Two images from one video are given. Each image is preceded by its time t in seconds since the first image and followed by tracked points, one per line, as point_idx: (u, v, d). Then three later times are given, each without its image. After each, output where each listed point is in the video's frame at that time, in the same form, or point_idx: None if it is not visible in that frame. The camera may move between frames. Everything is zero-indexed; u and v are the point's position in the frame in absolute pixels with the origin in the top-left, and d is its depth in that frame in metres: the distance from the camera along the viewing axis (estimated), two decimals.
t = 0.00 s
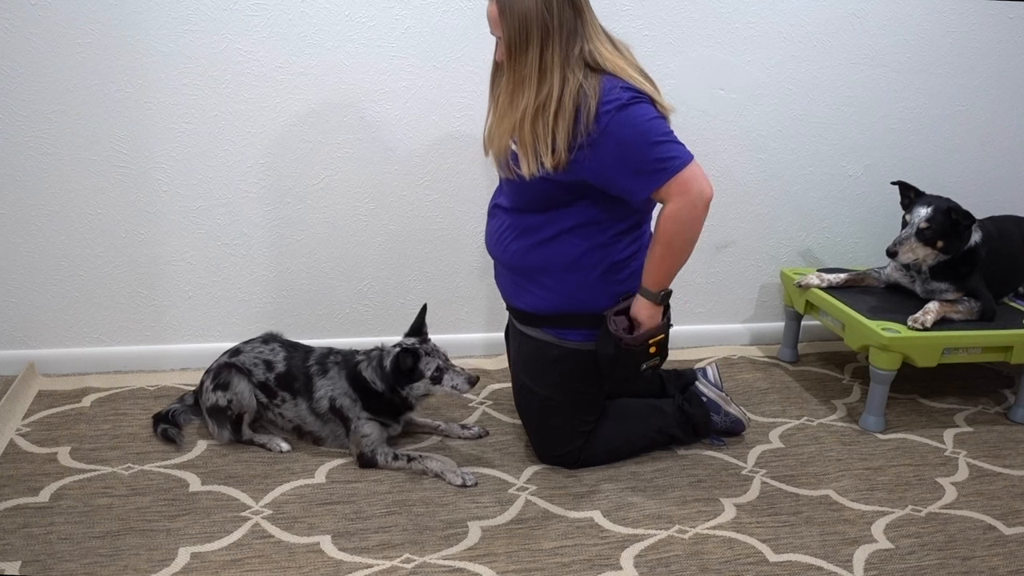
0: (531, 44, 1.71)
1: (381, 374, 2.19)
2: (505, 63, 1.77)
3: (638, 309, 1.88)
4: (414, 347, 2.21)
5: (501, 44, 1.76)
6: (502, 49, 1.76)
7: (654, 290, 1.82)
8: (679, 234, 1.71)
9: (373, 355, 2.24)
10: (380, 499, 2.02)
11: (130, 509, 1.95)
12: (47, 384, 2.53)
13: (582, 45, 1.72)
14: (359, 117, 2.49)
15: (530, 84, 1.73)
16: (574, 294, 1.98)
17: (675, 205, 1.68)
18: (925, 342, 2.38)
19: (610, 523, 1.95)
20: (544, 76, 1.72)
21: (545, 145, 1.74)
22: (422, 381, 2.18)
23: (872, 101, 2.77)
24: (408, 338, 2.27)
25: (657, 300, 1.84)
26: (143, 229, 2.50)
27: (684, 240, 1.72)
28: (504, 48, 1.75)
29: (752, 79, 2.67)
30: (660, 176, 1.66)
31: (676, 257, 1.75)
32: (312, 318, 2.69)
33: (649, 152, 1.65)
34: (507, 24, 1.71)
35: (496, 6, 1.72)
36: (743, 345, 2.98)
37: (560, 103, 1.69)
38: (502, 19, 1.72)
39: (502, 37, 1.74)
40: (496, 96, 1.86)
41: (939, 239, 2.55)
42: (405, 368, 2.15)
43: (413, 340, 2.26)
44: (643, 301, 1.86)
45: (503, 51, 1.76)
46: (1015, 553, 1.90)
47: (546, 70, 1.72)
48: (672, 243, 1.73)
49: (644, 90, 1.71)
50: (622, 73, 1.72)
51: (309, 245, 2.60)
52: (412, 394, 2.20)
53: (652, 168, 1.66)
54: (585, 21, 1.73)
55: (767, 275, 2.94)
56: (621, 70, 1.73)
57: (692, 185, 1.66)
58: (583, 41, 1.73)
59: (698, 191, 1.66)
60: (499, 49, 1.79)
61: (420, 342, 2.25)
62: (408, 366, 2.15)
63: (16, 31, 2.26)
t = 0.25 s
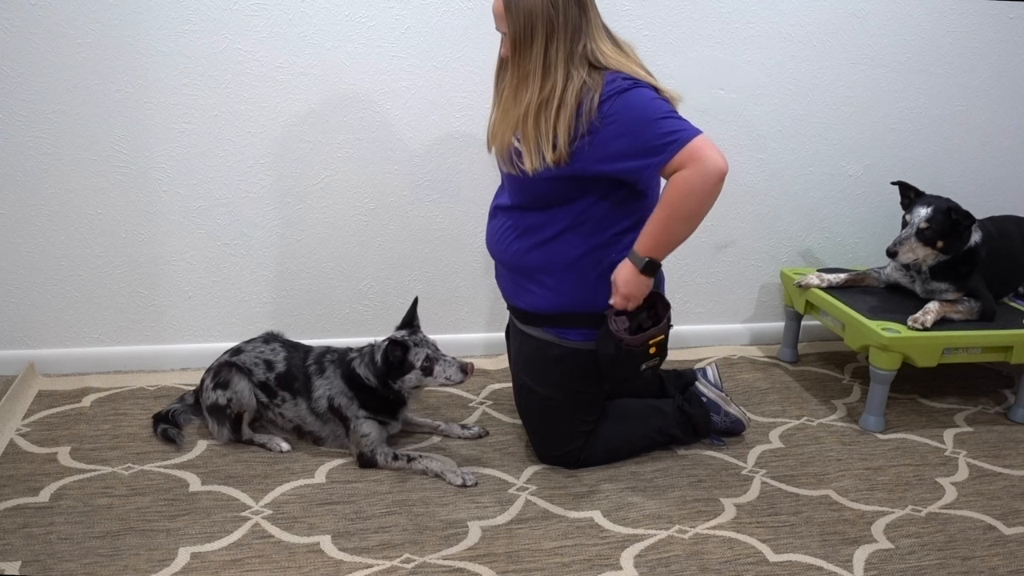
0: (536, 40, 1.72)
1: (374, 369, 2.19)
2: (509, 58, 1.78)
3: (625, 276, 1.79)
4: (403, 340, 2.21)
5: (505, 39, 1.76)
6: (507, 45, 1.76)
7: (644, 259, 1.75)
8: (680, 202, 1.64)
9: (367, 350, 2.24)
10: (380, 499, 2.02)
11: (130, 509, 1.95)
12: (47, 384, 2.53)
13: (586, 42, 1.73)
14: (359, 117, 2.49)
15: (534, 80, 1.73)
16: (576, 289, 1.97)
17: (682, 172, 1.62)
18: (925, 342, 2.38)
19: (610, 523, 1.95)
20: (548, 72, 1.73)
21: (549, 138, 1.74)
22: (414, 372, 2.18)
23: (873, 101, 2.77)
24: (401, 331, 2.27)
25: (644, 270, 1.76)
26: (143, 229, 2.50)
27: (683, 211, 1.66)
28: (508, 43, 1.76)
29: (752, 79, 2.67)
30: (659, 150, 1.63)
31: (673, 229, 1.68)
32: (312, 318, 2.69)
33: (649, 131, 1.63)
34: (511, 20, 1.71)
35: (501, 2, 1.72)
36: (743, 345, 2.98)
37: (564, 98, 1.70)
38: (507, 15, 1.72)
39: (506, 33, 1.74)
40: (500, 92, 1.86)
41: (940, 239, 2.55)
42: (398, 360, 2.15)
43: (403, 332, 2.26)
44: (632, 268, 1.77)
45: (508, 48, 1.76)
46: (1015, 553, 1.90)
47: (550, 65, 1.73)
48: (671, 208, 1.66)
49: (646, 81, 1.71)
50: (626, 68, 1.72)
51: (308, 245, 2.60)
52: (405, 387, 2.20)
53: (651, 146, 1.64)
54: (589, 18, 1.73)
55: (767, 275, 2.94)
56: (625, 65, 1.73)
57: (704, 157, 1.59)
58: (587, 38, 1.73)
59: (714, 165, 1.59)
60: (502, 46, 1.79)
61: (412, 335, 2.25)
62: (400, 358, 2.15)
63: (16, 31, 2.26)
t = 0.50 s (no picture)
0: (542, 37, 1.73)
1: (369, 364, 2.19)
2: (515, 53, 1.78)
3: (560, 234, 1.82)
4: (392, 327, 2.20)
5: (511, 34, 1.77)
6: (513, 39, 1.77)
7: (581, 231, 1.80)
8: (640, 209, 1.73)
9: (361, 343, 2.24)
10: (380, 499, 2.02)
11: (130, 508, 1.95)
12: (47, 384, 2.53)
13: (592, 40, 1.74)
14: (359, 117, 2.49)
15: (538, 75, 1.74)
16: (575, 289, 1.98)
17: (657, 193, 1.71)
18: (925, 342, 2.38)
19: (610, 523, 1.95)
20: (553, 68, 1.73)
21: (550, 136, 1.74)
22: (407, 357, 2.16)
23: (873, 101, 2.77)
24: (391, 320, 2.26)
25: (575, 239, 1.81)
26: (143, 229, 2.50)
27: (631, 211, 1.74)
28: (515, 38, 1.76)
29: (753, 79, 2.67)
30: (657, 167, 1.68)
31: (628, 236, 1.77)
32: (312, 318, 2.69)
33: (650, 148, 1.67)
34: (518, 15, 1.72)
35: None
36: (743, 345, 2.98)
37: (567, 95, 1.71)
38: (514, 10, 1.72)
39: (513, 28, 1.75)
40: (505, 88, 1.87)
41: (940, 239, 2.55)
42: (389, 345, 2.14)
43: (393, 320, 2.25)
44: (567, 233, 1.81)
45: (514, 43, 1.77)
46: (1015, 553, 1.90)
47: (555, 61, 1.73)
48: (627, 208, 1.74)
49: (649, 90, 1.73)
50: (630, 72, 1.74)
51: (308, 245, 2.60)
52: (401, 375, 2.19)
53: (651, 164, 1.68)
54: (596, 16, 1.74)
55: (767, 275, 2.94)
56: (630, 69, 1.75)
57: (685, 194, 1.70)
58: (593, 36, 1.74)
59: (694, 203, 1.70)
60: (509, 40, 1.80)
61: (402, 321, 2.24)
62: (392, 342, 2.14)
63: (17, 31, 2.26)
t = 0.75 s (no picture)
0: (546, 34, 1.72)
1: (367, 359, 2.19)
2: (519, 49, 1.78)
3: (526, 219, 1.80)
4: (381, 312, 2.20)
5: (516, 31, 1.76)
6: (517, 36, 1.76)
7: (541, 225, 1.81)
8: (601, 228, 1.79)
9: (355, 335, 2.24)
10: (380, 499, 2.02)
11: (130, 509, 1.95)
12: (47, 384, 2.53)
13: (596, 40, 1.74)
14: (359, 117, 2.49)
15: (542, 73, 1.74)
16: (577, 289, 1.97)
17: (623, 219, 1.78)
18: (925, 342, 2.38)
19: (610, 523, 1.95)
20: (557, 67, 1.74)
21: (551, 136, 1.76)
22: (398, 338, 2.16)
23: (873, 100, 2.77)
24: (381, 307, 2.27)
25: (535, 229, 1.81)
26: (143, 229, 2.50)
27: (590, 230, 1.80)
28: (519, 35, 1.76)
29: (753, 79, 2.67)
30: (639, 197, 1.74)
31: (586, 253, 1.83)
32: (312, 318, 2.69)
33: (637, 175, 1.72)
34: (523, 11, 1.71)
35: None
36: (743, 345, 2.98)
37: (569, 96, 1.72)
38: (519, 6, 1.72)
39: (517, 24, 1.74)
40: (510, 84, 1.87)
41: (939, 239, 2.55)
42: (379, 327, 2.14)
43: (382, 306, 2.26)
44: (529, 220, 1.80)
45: (518, 39, 1.77)
46: (1015, 553, 1.90)
47: (559, 60, 1.73)
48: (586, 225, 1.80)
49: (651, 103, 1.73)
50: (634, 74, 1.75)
51: (309, 245, 2.60)
52: (394, 359, 2.19)
53: (635, 192, 1.74)
54: (602, 14, 1.73)
55: (767, 275, 2.94)
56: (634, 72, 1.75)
57: (649, 230, 1.79)
58: (598, 35, 1.74)
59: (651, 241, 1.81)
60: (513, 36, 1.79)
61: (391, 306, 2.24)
62: (381, 324, 2.14)
63: (17, 31, 2.26)
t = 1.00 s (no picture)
0: (541, 35, 1.72)
1: (365, 357, 2.19)
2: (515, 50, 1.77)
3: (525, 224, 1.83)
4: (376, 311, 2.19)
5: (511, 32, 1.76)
6: (512, 36, 1.76)
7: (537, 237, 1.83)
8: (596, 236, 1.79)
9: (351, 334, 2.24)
10: (380, 499, 2.02)
11: (130, 509, 1.95)
12: (47, 384, 2.53)
13: (590, 41, 1.73)
14: (359, 117, 2.49)
15: (537, 74, 1.74)
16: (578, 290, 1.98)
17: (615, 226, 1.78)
18: (925, 342, 2.38)
19: (610, 523, 1.95)
20: (552, 69, 1.73)
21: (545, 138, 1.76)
22: (392, 334, 2.16)
23: (873, 101, 2.77)
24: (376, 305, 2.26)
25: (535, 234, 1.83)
26: (143, 229, 2.50)
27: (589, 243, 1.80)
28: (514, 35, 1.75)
29: (753, 79, 2.67)
30: (629, 204, 1.75)
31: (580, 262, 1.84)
32: (312, 318, 2.69)
33: (626, 183, 1.72)
34: (518, 13, 1.71)
35: None
36: (743, 345, 2.98)
37: (564, 98, 1.72)
38: (514, 7, 1.71)
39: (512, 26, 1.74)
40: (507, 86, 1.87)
41: (939, 239, 2.55)
42: (372, 325, 2.13)
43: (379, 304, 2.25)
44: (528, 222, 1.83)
45: (513, 39, 1.76)
46: (1016, 553, 1.90)
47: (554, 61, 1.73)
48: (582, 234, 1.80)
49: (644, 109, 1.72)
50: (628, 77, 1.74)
51: (309, 246, 2.60)
52: (389, 356, 2.18)
53: (626, 200, 1.74)
54: (597, 15, 1.73)
55: (767, 275, 2.94)
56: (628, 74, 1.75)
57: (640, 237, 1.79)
58: (593, 37, 1.73)
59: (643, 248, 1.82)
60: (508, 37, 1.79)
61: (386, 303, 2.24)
62: (374, 322, 2.14)
63: (17, 31, 2.26)
